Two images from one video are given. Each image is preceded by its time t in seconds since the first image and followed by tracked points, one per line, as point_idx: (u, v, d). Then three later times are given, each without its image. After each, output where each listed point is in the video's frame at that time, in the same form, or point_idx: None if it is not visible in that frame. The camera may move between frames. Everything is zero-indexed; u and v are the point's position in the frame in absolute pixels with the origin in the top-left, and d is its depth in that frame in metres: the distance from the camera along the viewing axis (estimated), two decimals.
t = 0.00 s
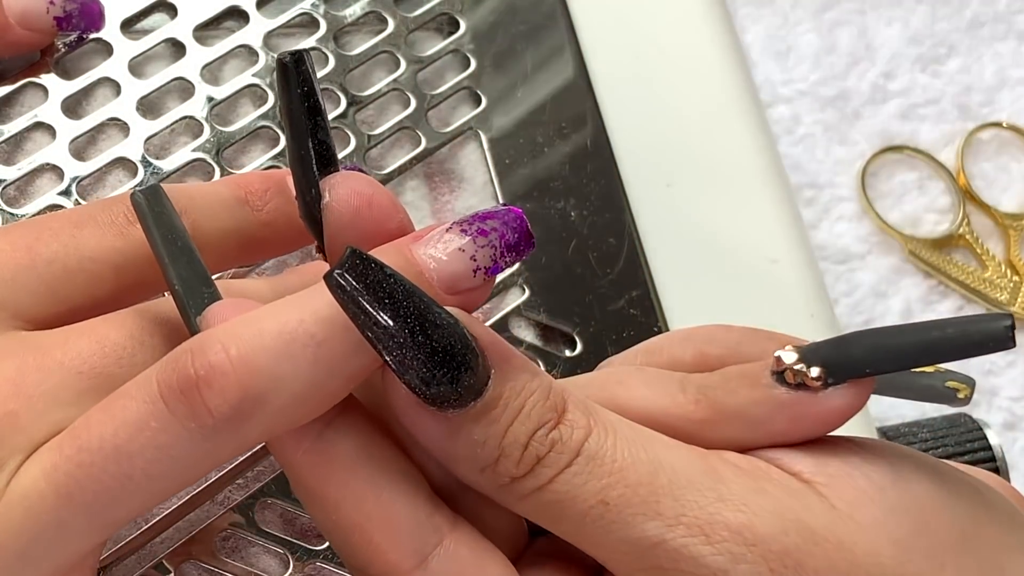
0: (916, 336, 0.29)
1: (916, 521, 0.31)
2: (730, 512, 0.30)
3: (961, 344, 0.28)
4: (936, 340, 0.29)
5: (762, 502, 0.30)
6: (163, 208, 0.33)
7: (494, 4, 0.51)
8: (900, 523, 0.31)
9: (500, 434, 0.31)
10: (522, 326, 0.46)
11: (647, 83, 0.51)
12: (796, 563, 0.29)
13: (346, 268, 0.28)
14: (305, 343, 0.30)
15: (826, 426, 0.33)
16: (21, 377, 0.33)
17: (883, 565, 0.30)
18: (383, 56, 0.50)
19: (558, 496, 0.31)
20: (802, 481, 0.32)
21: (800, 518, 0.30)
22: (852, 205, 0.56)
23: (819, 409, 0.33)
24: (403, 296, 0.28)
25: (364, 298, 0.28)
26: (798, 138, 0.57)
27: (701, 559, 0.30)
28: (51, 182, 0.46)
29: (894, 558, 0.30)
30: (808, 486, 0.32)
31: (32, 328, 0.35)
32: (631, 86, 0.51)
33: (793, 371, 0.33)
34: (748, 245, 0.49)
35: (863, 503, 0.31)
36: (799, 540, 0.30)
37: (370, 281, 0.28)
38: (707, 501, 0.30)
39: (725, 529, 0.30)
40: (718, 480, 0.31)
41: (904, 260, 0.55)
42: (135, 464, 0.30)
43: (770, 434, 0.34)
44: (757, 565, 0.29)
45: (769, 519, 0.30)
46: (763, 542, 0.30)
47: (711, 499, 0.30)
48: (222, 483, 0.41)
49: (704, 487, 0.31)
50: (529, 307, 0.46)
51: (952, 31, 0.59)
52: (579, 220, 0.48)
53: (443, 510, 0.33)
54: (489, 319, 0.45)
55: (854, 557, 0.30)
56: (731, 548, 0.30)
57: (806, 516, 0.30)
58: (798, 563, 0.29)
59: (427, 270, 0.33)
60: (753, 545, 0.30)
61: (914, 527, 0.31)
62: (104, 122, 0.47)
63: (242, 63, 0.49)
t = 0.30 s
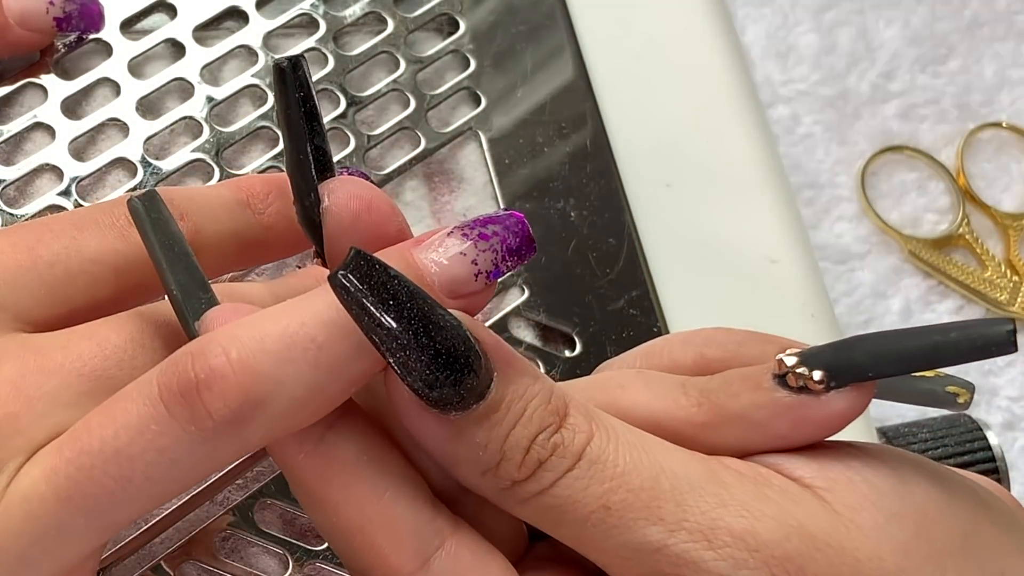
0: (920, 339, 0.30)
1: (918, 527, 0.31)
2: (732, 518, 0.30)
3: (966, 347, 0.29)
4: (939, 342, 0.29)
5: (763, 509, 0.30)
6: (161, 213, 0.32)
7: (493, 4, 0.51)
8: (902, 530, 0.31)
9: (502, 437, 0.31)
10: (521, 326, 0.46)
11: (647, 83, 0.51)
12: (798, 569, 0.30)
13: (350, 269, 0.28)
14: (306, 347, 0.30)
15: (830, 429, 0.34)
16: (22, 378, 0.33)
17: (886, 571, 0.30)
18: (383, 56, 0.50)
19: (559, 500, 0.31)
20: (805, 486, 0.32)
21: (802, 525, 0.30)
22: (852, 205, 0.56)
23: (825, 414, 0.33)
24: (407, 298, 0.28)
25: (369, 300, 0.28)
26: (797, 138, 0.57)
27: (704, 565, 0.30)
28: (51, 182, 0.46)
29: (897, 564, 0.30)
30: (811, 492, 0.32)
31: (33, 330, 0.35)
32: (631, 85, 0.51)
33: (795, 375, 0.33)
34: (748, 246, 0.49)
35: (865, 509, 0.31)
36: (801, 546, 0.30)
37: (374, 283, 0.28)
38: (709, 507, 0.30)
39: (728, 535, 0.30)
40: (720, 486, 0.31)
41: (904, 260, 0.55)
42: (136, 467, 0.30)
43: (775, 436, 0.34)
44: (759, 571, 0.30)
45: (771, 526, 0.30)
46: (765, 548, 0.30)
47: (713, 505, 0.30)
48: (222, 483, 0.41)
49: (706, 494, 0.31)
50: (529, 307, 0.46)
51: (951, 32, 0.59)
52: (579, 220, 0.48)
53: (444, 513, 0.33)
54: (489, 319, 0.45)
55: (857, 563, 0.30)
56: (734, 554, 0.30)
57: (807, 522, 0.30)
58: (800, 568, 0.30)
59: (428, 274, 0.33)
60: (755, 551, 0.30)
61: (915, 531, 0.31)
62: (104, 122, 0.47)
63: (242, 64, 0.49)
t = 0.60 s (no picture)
0: (918, 345, 0.29)
1: (915, 535, 0.31)
2: (731, 524, 0.30)
3: (965, 352, 0.28)
4: (938, 347, 0.29)
5: (761, 515, 0.31)
6: (158, 216, 0.32)
7: (493, 4, 0.51)
8: (900, 539, 0.31)
9: (501, 441, 0.31)
10: (521, 326, 0.46)
11: (647, 83, 0.51)
12: None
13: (354, 269, 0.28)
14: (307, 348, 0.30)
15: (829, 435, 0.33)
16: (22, 378, 0.33)
17: None
18: (383, 56, 0.50)
19: (558, 504, 0.31)
20: (803, 495, 0.32)
21: (801, 532, 0.30)
22: (853, 205, 0.56)
23: (824, 419, 0.33)
24: (411, 299, 0.28)
25: (372, 301, 0.28)
26: (797, 137, 0.57)
27: (702, 571, 0.30)
28: (51, 182, 0.46)
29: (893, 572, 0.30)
30: (809, 500, 0.32)
31: (33, 330, 0.35)
32: (631, 86, 0.51)
33: (794, 379, 0.33)
34: (748, 249, 0.49)
35: (863, 517, 0.31)
36: (800, 553, 0.30)
37: (378, 283, 0.28)
38: (708, 513, 0.30)
39: (727, 541, 0.30)
40: (718, 491, 0.31)
41: (904, 260, 0.55)
42: (136, 468, 0.30)
43: (771, 441, 0.34)
44: None
45: (769, 532, 0.30)
46: (763, 555, 0.30)
47: (711, 511, 0.30)
48: (222, 483, 0.41)
49: (704, 499, 0.31)
50: (529, 307, 0.46)
51: (951, 32, 0.59)
52: (578, 220, 0.48)
53: (444, 516, 0.33)
54: (489, 319, 0.45)
55: (855, 571, 0.30)
56: (732, 561, 0.30)
57: (806, 530, 0.30)
58: None
59: (431, 276, 0.33)
60: (754, 558, 0.30)
61: (913, 539, 0.31)
62: (104, 122, 0.47)
63: (242, 64, 0.49)
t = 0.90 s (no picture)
0: (916, 346, 0.29)
1: (912, 537, 0.31)
2: (728, 525, 0.30)
3: (962, 354, 0.28)
4: (936, 350, 0.29)
5: (759, 517, 0.31)
6: (156, 214, 0.32)
7: (493, 4, 0.51)
8: (897, 540, 0.31)
9: (499, 440, 0.31)
10: (521, 326, 0.46)
11: (647, 83, 0.51)
12: None
13: (353, 266, 0.28)
14: (305, 347, 0.30)
15: (827, 436, 0.33)
16: (21, 378, 0.33)
17: None
18: (383, 56, 0.50)
19: (555, 503, 0.31)
20: (801, 496, 0.32)
21: (798, 534, 0.30)
22: (852, 205, 0.56)
23: (820, 420, 0.33)
24: (409, 297, 0.28)
25: (371, 298, 0.28)
26: (797, 137, 0.58)
27: (700, 572, 0.30)
28: (51, 181, 0.46)
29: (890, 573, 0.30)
30: (807, 501, 0.32)
31: (33, 330, 0.35)
32: (631, 86, 0.51)
33: (791, 380, 0.33)
34: (746, 248, 0.49)
35: (860, 518, 0.31)
36: (797, 554, 0.30)
37: (377, 280, 0.28)
38: (705, 514, 0.30)
39: (724, 542, 0.30)
40: (715, 492, 0.31)
41: (904, 260, 0.55)
42: (135, 467, 0.30)
43: (771, 442, 0.34)
44: None
45: (767, 533, 0.30)
46: (761, 556, 0.30)
47: (707, 512, 0.30)
48: (222, 483, 0.41)
49: (701, 500, 0.31)
50: (529, 307, 0.46)
51: (951, 32, 0.59)
52: (578, 220, 0.48)
53: (443, 515, 0.33)
54: (488, 319, 0.45)
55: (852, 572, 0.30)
56: (729, 562, 0.30)
57: (803, 531, 0.31)
58: None
59: (428, 274, 0.33)
60: (752, 559, 0.30)
61: (911, 542, 0.31)
62: (104, 121, 0.47)
63: (242, 63, 0.49)
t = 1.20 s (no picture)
0: (919, 348, 0.29)
1: (915, 539, 0.31)
2: (731, 526, 0.30)
3: (966, 356, 0.28)
4: (940, 352, 0.29)
5: (762, 518, 0.31)
6: (157, 217, 0.32)
7: (493, 4, 0.51)
8: (900, 541, 0.31)
9: (502, 442, 0.31)
10: (521, 326, 0.46)
11: (647, 83, 0.51)
12: None
13: (355, 269, 0.28)
14: (306, 350, 0.30)
15: (828, 438, 0.33)
16: (22, 379, 0.33)
17: None
18: (383, 56, 0.50)
19: (558, 505, 0.31)
20: (804, 497, 0.32)
21: (801, 535, 0.30)
22: (852, 205, 0.56)
23: (822, 421, 0.33)
24: (411, 300, 0.28)
25: (372, 302, 0.28)
26: (797, 137, 0.58)
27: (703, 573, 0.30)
28: (51, 182, 0.46)
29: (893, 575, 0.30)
30: (809, 503, 0.32)
31: (32, 330, 0.35)
32: (630, 86, 0.51)
33: (795, 382, 0.33)
34: (747, 249, 0.49)
35: (863, 520, 0.31)
36: (800, 556, 0.30)
37: (379, 284, 0.28)
38: (708, 516, 0.30)
39: (727, 544, 0.30)
40: (718, 493, 0.31)
41: (904, 260, 0.55)
42: (136, 469, 0.30)
43: (772, 443, 0.34)
44: None
45: (769, 535, 0.30)
46: (763, 558, 0.30)
47: (710, 514, 0.30)
48: (222, 483, 0.41)
49: (704, 502, 0.31)
50: (529, 307, 0.46)
51: (951, 32, 0.59)
52: (578, 220, 0.48)
53: (444, 516, 0.33)
54: (488, 318, 0.45)
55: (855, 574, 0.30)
56: (732, 564, 0.30)
57: (806, 533, 0.31)
58: None
59: (429, 277, 0.33)
60: (755, 560, 0.30)
61: (914, 543, 0.31)
62: (104, 122, 0.47)
63: (242, 64, 0.49)
